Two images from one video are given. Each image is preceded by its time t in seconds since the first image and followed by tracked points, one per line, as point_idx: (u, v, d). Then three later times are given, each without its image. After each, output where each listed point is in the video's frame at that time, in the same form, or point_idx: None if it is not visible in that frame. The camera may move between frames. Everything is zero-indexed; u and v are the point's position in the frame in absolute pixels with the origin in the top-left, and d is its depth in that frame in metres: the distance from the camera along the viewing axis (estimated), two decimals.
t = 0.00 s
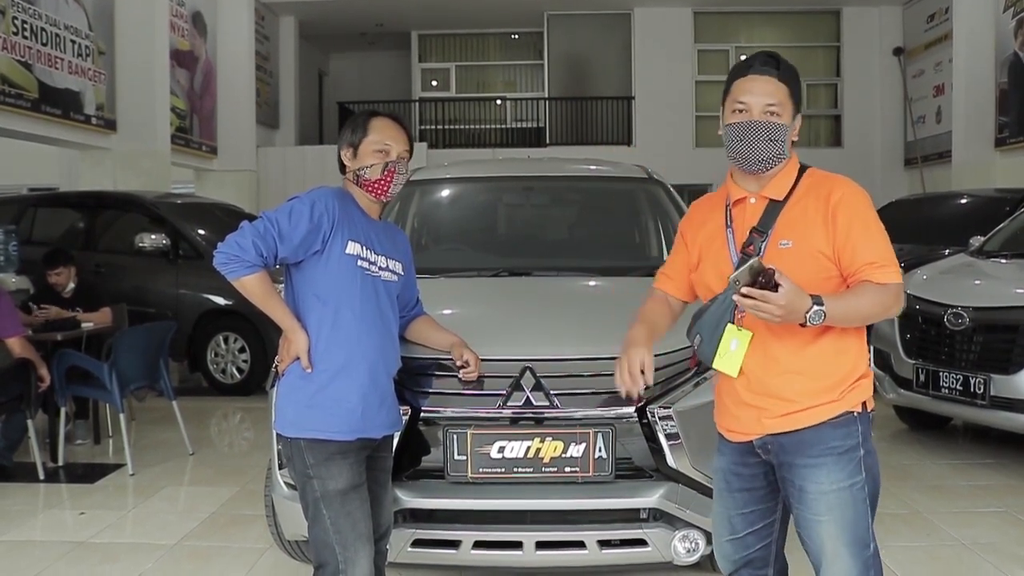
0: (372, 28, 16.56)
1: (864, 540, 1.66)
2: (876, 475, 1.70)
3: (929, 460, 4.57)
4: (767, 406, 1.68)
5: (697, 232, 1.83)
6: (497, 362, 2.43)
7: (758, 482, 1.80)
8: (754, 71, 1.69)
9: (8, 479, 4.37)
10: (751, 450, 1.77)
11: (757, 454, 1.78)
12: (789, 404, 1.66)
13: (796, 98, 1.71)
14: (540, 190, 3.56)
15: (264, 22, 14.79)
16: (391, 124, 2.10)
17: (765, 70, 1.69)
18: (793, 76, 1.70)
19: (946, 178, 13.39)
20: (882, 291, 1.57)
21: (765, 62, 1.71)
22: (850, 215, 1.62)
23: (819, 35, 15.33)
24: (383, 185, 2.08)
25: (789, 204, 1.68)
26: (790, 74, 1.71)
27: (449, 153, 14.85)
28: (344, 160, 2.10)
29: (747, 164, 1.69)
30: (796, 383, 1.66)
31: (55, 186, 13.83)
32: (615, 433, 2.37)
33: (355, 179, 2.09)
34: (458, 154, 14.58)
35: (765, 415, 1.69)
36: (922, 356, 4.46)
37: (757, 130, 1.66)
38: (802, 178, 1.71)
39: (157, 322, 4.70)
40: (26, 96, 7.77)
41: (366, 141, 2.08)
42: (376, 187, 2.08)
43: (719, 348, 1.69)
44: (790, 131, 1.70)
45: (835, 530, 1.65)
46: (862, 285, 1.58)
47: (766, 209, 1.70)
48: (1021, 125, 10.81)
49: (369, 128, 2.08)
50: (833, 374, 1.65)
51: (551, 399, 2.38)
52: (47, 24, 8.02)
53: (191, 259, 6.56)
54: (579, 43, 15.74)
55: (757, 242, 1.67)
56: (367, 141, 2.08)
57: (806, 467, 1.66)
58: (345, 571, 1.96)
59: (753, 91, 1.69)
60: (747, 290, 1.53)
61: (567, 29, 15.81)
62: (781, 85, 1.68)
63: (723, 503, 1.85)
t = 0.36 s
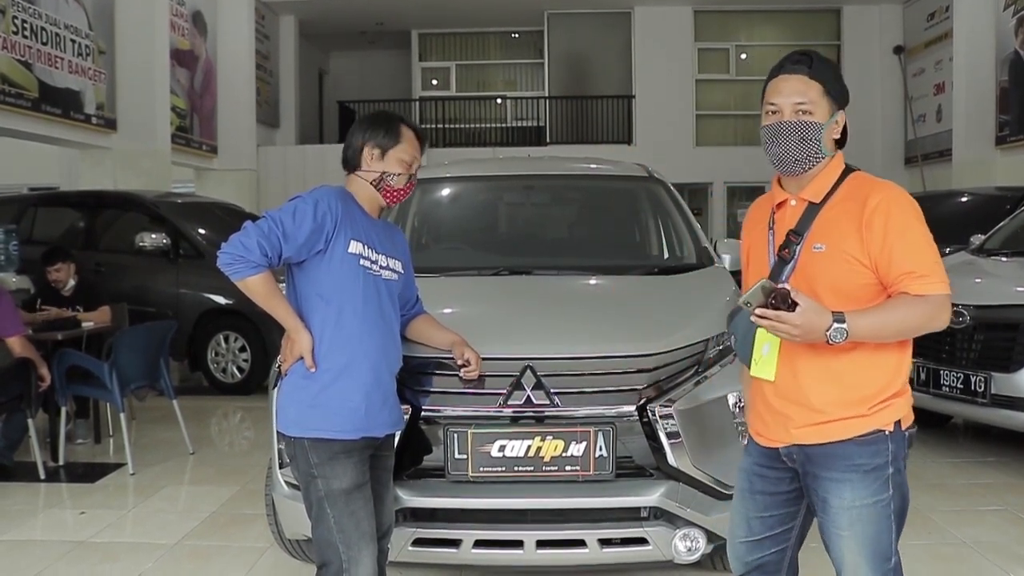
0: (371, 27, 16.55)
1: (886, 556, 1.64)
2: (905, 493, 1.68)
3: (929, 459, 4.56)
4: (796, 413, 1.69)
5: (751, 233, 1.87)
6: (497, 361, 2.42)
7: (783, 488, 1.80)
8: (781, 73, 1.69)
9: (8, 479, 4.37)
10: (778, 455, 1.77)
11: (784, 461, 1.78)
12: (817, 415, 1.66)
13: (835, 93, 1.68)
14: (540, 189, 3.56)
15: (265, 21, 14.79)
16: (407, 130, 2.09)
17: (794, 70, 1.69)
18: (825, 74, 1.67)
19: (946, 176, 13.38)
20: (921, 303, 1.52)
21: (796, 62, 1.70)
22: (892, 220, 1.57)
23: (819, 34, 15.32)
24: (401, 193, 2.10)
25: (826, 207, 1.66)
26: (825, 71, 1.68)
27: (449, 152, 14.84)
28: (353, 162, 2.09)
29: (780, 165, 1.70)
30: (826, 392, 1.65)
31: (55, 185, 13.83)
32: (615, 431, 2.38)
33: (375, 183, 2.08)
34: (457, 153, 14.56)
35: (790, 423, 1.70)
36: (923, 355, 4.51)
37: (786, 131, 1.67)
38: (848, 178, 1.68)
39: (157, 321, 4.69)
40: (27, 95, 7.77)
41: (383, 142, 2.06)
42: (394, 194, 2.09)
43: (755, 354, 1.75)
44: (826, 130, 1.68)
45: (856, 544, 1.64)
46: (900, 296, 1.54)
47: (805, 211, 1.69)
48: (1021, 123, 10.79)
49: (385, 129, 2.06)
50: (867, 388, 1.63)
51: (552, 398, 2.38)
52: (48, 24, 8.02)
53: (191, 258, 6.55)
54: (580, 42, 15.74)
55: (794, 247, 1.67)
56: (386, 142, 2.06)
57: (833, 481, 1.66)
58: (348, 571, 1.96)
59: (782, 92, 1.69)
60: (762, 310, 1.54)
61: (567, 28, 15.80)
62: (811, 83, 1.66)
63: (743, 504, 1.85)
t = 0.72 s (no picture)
0: (370, 27, 16.55)
1: (899, 560, 1.65)
2: (926, 499, 1.67)
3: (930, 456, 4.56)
4: (823, 413, 1.71)
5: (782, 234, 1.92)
6: (497, 360, 2.42)
7: (812, 484, 1.84)
8: (764, 106, 1.70)
9: (8, 479, 4.37)
10: (809, 451, 1.81)
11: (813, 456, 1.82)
12: (841, 417, 1.68)
13: (828, 109, 1.66)
14: (540, 188, 3.56)
15: (263, 20, 14.78)
16: (400, 130, 2.07)
17: (777, 98, 1.69)
18: (812, 96, 1.66)
19: (945, 175, 13.36)
20: (944, 316, 1.50)
21: (778, 87, 1.69)
22: (914, 230, 1.55)
23: (818, 32, 15.33)
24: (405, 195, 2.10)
25: (854, 216, 1.67)
26: (812, 90, 1.66)
27: (448, 152, 14.83)
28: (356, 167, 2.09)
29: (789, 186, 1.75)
30: (851, 399, 1.67)
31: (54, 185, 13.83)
32: (615, 431, 2.38)
33: (381, 183, 2.08)
34: (456, 153, 14.54)
35: (818, 422, 1.73)
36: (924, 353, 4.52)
37: (784, 160, 1.72)
38: (875, 185, 1.68)
39: (157, 321, 4.70)
40: (25, 95, 7.77)
41: (379, 146, 2.06)
42: (398, 196, 2.09)
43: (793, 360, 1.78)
44: (825, 150, 1.69)
45: (869, 545, 1.66)
46: (922, 308, 1.52)
47: (834, 220, 1.70)
48: (1021, 121, 10.79)
49: (378, 133, 2.06)
50: (893, 395, 1.64)
51: (551, 397, 2.38)
52: (46, 24, 8.02)
53: (191, 258, 6.55)
54: (579, 41, 15.74)
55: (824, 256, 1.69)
56: (381, 144, 2.05)
57: (851, 479, 1.68)
58: (345, 571, 1.96)
59: (770, 124, 1.71)
60: (772, 326, 1.57)
61: (566, 27, 15.81)
62: (797, 111, 1.67)
63: (775, 496, 1.91)
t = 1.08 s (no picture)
0: (370, 27, 16.54)
1: (908, 559, 1.65)
2: (937, 500, 1.67)
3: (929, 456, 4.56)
4: (835, 413, 1.71)
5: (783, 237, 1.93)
6: (497, 359, 2.42)
7: (820, 485, 1.85)
8: (763, 116, 1.69)
9: (7, 479, 4.37)
10: (817, 452, 1.81)
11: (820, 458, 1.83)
12: (853, 417, 1.68)
13: (825, 114, 1.66)
14: (539, 188, 3.56)
15: (263, 20, 14.80)
16: (390, 125, 2.08)
17: (775, 109, 1.69)
18: (810, 104, 1.66)
19: (945, 175, 13.35)
20: (951, 319, 1.51)
21: (776, 97, 1.69)
22: (919, 233, 1.56)
23: (818, 33, 15.33)
24: (404, 188, 2.09)
25: (858, 221, 1.67)
26: (810, 97, 1.66)
27: (448, 151, 14.83)
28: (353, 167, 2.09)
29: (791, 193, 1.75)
30: (864, 400, 1.67)
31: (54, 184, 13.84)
32: (615, 431, 2.38)
33: (376, 179, 2.07)
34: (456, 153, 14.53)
35: (829, 422, 1.73)
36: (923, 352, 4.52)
37: (786, 170, 1.72)
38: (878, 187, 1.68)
39: (157, 321, 4.69)
40: (25, 95, 7.77)
41: (372, 143, 2.06)
42: (397, 190, 2.09)
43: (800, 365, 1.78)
44: (826, 156, 1.69)
45: (879, 544, 1.66)
46: (929, 309, 1.52)
47: (840, 226, 1.70)
48: (1020, 121, 10.79)
49: (371, 130, 2.06)
50: (904, 394, 1.64)
51: (551, 396, 2.38)
52: (46, 23, 8.02)
53: (191, 258, 6.54)
54: (579, 41, 15.75)
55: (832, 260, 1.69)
56: (375, 140, 2.06)
57: (861, 478, 1.68)
58: (346, 571, 1.97)
59: (770, 134, 1.71)
60: (780, 329, 1.58)
61: (566, 27, 15.82)
62: (797, 120, 1.67)
63: (783, 497, 1.91)
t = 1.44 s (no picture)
0: (370, 25, 16.53)
1: (919, 560, 1.65)
2: (954, 501, 1.67)
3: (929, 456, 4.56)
4: (850, 415, 1.72)
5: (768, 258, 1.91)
6: (498, 358, 2.42)
7: (838, 486, 1.84)
8: (729, 165, 1.65)
9: (7, 478, 4.36)
10: (834, 455, 1.81)
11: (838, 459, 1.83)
12: (868, 419, 1.68)
13: (788, 151, 1.62)
14: (539, 187, 3.56)
15: (263, 19, 14.80)
16: (379, 121, 2.07)
17: (739, 156, 1.65)
18: (774, 144, 1.62)
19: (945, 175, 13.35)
20: (950, 323, 1.50)
21: (738, 143, 1.65)
22: (904, 249, 1.56)
23: (818, 32, 15.32)
24: (403, 182, 2.09)
25: (841, 243, 1.65)
26: (770, 137, 1.63)
27: (448, 151, 14.84)
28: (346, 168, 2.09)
29: (768, 228, 1.73)
30: (878, 402, 1.67)
31: (54, 183, 13.83)
32: (615, 430, 2.38)
33: (373, 174, 2.07)
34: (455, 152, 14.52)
35: (844, 425, 1.73)
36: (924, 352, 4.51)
37: (761, 211, 1.69)
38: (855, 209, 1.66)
39: (157, 320, 4.69)
40: (25, 93, 7.76)
41: (369, 138, 2.05)
42: (396, 183, 2.08)
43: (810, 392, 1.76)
44: (799, 190, 1.66)
45: (892, 544, 1.65)
46: (928, 316, 1.52)
47: (823, 253, 1.68)
48: (1021, 121, 10.79)
49: (360, 128, 2.06)
50: (917, 396, 1.65)
51: (551, 395, 2.38)
52: (46, 22, 8.02)
53: (191, 257, 6.54)
54: (579, 40, 15.75)
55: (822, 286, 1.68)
56: (370, 135, 2.05)
57: (877, 477, 1.68)
58: (348, 570, 1.96)
59: (739, 181, 1.67)
60: (784, 350, 1.57)
61: (566, 26, 15.83)
62: (764, 164, 1.63)
63: (801, 498, 1.91)
